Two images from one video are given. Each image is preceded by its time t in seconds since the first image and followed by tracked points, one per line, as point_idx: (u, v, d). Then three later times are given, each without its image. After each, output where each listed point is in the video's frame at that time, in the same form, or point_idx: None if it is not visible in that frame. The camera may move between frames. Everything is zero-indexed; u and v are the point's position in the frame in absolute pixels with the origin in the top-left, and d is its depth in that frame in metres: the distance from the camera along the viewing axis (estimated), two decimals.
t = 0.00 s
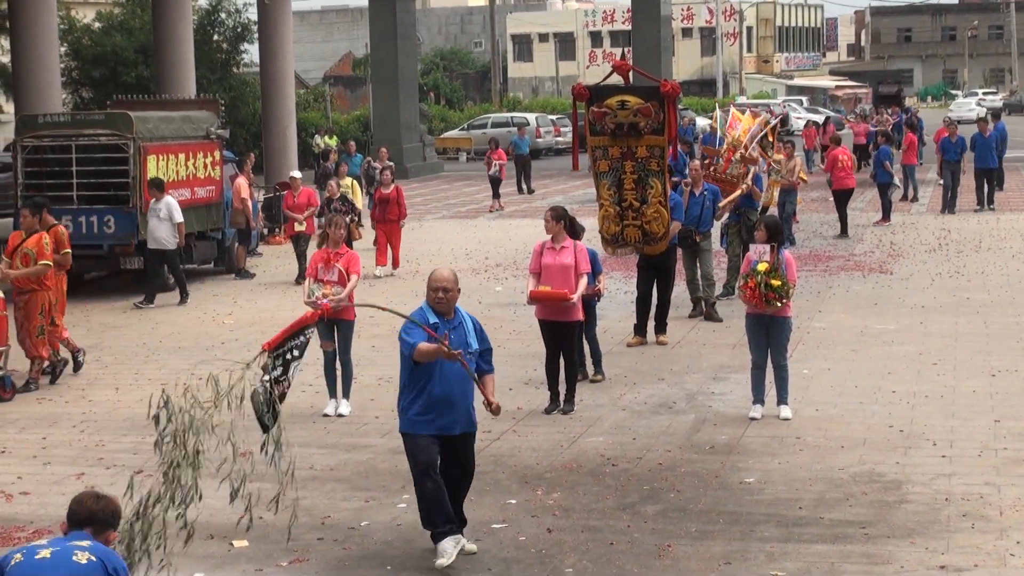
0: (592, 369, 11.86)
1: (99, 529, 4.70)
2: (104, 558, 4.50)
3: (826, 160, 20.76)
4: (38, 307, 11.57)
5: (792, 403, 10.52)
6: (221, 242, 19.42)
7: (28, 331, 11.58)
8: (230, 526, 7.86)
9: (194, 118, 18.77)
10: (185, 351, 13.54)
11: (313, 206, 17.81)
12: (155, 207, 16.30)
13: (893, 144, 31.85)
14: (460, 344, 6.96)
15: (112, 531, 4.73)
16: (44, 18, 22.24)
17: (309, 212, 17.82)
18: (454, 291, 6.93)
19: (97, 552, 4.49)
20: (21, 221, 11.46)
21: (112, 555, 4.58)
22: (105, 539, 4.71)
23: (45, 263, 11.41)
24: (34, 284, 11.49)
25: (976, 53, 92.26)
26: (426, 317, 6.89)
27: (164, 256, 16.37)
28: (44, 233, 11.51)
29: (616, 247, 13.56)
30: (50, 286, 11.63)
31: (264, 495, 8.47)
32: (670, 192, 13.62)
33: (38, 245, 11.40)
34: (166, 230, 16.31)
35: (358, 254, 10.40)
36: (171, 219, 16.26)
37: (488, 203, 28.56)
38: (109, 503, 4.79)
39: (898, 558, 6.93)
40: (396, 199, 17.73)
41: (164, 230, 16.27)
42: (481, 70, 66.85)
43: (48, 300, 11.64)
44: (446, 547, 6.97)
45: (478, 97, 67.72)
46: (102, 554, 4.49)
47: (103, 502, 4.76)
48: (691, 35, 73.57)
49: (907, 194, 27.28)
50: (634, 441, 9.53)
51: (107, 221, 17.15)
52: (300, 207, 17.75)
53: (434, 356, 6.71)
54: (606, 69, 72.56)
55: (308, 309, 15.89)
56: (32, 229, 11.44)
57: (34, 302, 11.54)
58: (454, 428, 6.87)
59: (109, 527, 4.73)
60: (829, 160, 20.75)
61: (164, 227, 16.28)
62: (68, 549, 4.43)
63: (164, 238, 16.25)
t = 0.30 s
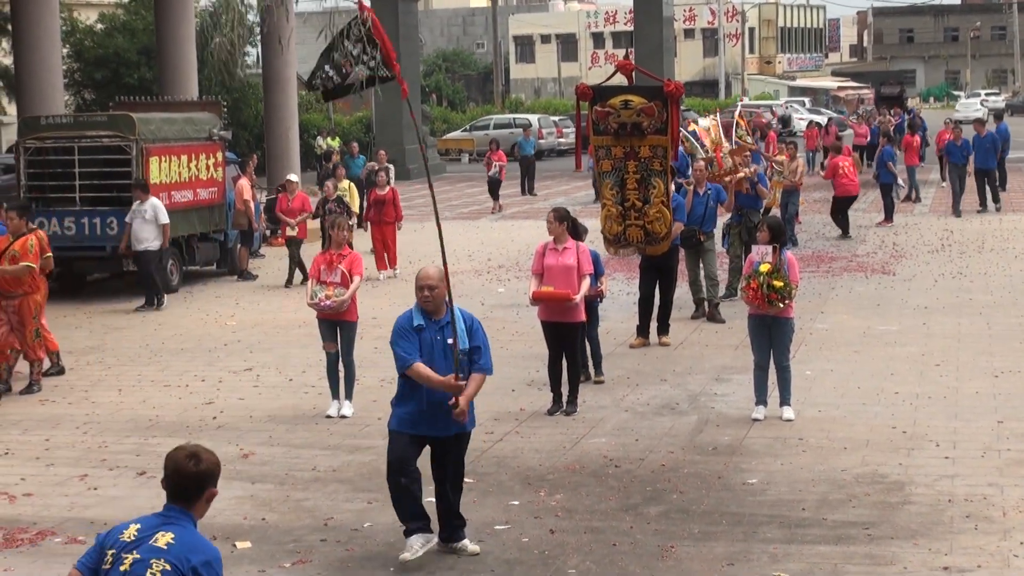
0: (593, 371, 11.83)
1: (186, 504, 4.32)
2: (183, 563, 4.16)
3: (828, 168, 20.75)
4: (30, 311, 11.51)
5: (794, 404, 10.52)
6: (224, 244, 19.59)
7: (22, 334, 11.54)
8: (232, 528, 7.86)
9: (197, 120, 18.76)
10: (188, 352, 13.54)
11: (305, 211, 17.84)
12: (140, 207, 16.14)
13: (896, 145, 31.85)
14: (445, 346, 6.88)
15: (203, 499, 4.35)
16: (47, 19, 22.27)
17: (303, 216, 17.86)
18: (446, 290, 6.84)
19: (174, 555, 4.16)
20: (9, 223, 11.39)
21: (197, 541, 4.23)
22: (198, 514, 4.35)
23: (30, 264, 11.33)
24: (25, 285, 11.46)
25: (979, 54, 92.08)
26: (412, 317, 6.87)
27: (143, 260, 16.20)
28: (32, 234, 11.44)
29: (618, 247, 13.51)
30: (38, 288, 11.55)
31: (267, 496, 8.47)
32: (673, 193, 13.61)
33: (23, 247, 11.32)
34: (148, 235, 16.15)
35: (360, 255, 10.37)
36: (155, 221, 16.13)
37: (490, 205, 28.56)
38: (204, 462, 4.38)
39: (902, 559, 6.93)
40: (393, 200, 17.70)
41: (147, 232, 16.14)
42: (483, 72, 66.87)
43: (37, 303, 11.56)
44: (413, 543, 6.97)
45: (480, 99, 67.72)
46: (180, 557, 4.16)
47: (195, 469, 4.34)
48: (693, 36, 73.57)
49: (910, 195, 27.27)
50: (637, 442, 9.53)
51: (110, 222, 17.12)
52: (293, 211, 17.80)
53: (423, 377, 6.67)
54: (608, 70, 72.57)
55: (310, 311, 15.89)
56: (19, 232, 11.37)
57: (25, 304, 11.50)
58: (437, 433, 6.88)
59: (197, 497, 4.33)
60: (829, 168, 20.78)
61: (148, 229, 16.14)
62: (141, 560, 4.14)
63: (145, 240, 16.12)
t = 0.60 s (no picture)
0: (603, 373, 11.82)
1: (272, 489, 4.23)
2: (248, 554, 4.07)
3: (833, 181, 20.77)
4: (18, 314, 11.50)
5: (801, 406, 10.50)
6: (231, 245, 19.74)
7: (9, 335, 11.42)
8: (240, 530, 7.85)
9: (204, 121, 18.79)
10: (194, 353, 13.55)
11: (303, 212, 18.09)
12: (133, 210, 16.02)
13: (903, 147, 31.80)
14: (407, 358, 6.75)
15: (290, 484, 4.24)
16: (54, 20, 22.32)
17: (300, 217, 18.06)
18: (406, 300, 6.68)
19: (238, 549, 4.08)
20: None
21: (273, 527, 4.11)
22: (285, 499, 4.24)
23: (22, 266, 11.52)
24: (11, 290, 11.49)
25: (987, 55, 91.82)
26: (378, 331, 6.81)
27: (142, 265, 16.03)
28: (19, 238, 11.69)
29: (625, 249, 13.54)
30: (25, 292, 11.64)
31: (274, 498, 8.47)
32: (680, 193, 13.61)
33: (14, 249, 11.57)
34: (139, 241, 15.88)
35: (367, 256, 10.37)
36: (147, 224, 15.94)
37: (497, 207, 28.56)
38: (299, 443, 4.27)
39: (909, 562, 6.91)
40: (393, 202, 17.61)
41: (139, 236, 15.89)
42: (491, 73, 66.90)
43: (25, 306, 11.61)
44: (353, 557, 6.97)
45: (488, 101, 67.73)
46: (244, 551, 4.07)
47: (283, 449, 4.25)
48: (700, 38, 73.53)
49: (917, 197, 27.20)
50: (644, 444, 9.52)
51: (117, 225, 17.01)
52: (290, 212, 18.05)
53: (374, 406, 6.62)
54: (615, 72, 72.55)
55: (317, 312, 15.89)
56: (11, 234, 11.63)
57: (12, 308, 11.46)
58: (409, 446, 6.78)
59: (282, 481, 4.23)
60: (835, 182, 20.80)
61: (139, 233, 15.90)
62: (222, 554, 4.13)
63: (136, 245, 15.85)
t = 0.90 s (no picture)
0: (613, 375, 11.81)
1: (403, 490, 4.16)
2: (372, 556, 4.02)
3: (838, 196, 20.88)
4: (8, 315, 11.41)
5: (808, 407, 10.50)
6: (238, 246, 19.75)
7: None
8: (247, 530, 7.87)
9: (211, 121, 18.78)
10: (202, 354, 13.57)
11: (299, 214, 18.07)
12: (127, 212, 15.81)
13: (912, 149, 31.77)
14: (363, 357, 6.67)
15: (419, 488, 4.14)
16: (62, 20, 22.37)
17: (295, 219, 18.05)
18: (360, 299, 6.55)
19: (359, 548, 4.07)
20: None
21: (395, 528, 4.04)
22: (414, 502, 4.15)
23: (14, 267, 11.31)
24: (5, 291, 11.37)
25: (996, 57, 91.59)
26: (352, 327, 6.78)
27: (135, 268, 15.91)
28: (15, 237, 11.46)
29: (631, 249, 13.57)
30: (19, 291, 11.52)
31: (282, 498, 8.48)
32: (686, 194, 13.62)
33: (8, 249, 11.35)
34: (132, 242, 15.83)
35: (374, 257, 10.27)
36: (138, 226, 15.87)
37: (504, 207, 28.58)
38: (437, 448, 4.18)
39: (917, 563, 6.91)
40: (395, 204, 17.62)
41: (131, 237, 15.80)
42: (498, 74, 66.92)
43: (19, 306, 11.50)
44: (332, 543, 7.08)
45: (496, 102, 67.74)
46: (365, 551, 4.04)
47: (416, 452, 4.19)
48: (707, 39, 73.47)
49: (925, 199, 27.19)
50: (651, 445, 9.52)
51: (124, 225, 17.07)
52: (287, 214, 17.99)
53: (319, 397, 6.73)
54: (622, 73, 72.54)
55: (324, 313, 15.91)
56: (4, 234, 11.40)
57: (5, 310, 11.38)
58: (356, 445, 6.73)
59: (412, 483, 4.15)
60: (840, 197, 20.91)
61: (130, 234, 15.78)
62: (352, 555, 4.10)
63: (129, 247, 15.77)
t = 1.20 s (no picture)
0: (619, 376, 11.81)
1: (548, 472, 4.10)
2: (526, 538, 3.97)
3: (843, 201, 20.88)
4: (7, 317, 11.16)
5: (814, 408, 10.48)
6: (243, 246, 19.74)
7: None
8: (252, 529, 7.87)
9: (217, 122, 18.83)
10: (208, 354, 13.59)
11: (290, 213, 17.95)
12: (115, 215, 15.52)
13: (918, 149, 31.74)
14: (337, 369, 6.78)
15: (567, 471, 4.06)
16: (67, 22, 22.41)
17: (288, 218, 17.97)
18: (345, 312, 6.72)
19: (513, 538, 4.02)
20: None
21: (543, 517, 3.99)
22: (559, 485, 4.09)
23: (8, 269, 11.05)
24: None
25: (1001, 57, 91.47)
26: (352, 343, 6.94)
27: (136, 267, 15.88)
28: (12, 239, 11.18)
29: (635, 250, 13.52)
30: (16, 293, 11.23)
31: (287, 498, 8.49)
32: (689, 195, 13.52)
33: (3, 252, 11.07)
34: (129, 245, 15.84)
35: (384, 257, 10.45)
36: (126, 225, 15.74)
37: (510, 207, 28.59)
38: (592, 437, 4.09)
39: (923, 563, 6.90)
40: (393, 206, 17.53)
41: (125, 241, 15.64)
42: (504, 74, 66.94)
43: (15, 308, 11.22)
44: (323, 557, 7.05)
45: (501, 101, 67.73)
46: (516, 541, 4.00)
47: (570, 443, 4.09)
48: (713, 38, 73.44)
49: (931, 199, 27.15)
50: (656, 445, 9.51)
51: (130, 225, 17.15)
52: (278, 213, 17.90)
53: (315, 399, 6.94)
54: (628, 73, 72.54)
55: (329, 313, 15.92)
56: (2, 236, 11.13)
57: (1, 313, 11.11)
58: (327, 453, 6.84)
59: (559, 469, 4.07)
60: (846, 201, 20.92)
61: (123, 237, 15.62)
62: (502, 541, 4.07)
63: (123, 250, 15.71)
